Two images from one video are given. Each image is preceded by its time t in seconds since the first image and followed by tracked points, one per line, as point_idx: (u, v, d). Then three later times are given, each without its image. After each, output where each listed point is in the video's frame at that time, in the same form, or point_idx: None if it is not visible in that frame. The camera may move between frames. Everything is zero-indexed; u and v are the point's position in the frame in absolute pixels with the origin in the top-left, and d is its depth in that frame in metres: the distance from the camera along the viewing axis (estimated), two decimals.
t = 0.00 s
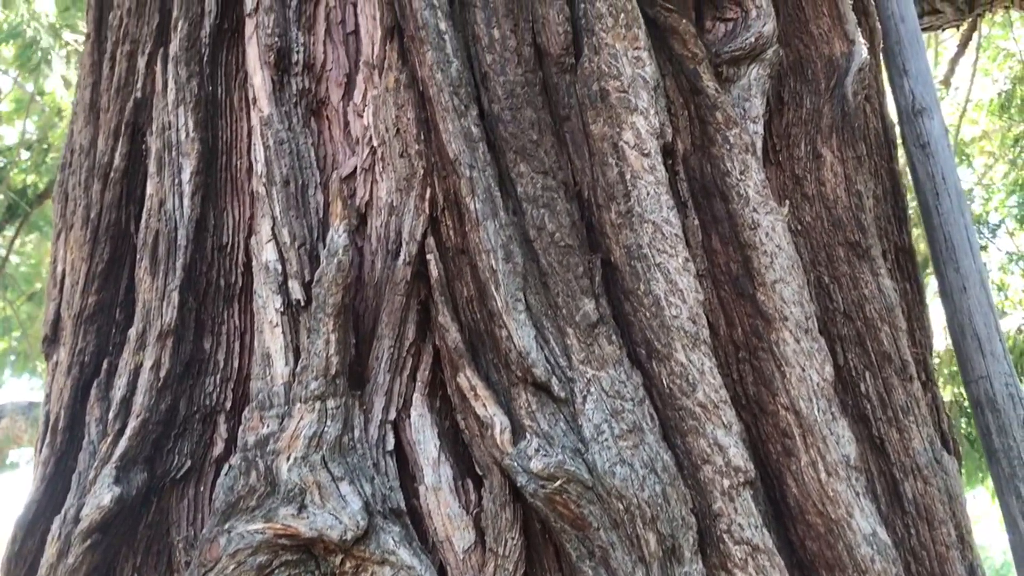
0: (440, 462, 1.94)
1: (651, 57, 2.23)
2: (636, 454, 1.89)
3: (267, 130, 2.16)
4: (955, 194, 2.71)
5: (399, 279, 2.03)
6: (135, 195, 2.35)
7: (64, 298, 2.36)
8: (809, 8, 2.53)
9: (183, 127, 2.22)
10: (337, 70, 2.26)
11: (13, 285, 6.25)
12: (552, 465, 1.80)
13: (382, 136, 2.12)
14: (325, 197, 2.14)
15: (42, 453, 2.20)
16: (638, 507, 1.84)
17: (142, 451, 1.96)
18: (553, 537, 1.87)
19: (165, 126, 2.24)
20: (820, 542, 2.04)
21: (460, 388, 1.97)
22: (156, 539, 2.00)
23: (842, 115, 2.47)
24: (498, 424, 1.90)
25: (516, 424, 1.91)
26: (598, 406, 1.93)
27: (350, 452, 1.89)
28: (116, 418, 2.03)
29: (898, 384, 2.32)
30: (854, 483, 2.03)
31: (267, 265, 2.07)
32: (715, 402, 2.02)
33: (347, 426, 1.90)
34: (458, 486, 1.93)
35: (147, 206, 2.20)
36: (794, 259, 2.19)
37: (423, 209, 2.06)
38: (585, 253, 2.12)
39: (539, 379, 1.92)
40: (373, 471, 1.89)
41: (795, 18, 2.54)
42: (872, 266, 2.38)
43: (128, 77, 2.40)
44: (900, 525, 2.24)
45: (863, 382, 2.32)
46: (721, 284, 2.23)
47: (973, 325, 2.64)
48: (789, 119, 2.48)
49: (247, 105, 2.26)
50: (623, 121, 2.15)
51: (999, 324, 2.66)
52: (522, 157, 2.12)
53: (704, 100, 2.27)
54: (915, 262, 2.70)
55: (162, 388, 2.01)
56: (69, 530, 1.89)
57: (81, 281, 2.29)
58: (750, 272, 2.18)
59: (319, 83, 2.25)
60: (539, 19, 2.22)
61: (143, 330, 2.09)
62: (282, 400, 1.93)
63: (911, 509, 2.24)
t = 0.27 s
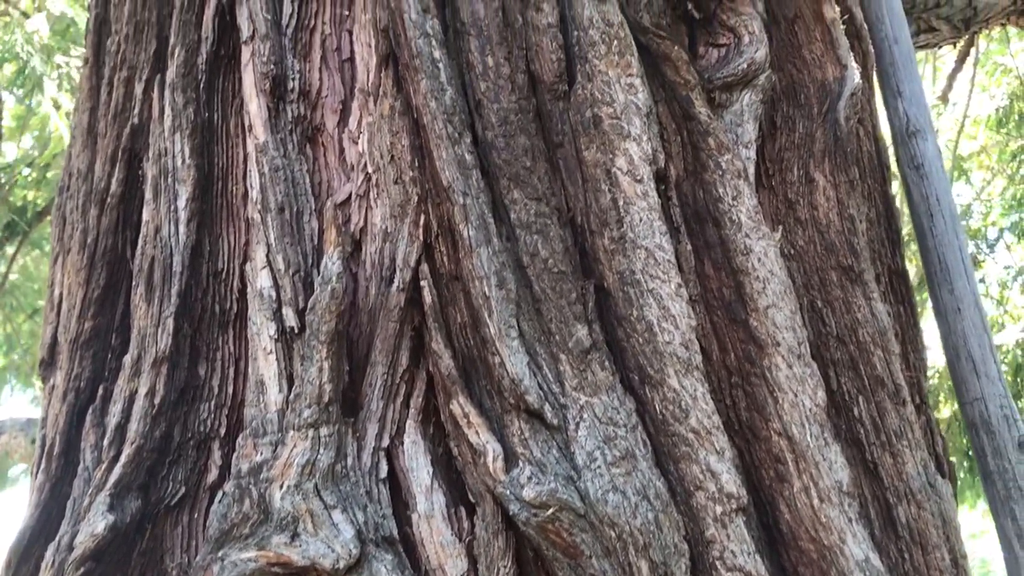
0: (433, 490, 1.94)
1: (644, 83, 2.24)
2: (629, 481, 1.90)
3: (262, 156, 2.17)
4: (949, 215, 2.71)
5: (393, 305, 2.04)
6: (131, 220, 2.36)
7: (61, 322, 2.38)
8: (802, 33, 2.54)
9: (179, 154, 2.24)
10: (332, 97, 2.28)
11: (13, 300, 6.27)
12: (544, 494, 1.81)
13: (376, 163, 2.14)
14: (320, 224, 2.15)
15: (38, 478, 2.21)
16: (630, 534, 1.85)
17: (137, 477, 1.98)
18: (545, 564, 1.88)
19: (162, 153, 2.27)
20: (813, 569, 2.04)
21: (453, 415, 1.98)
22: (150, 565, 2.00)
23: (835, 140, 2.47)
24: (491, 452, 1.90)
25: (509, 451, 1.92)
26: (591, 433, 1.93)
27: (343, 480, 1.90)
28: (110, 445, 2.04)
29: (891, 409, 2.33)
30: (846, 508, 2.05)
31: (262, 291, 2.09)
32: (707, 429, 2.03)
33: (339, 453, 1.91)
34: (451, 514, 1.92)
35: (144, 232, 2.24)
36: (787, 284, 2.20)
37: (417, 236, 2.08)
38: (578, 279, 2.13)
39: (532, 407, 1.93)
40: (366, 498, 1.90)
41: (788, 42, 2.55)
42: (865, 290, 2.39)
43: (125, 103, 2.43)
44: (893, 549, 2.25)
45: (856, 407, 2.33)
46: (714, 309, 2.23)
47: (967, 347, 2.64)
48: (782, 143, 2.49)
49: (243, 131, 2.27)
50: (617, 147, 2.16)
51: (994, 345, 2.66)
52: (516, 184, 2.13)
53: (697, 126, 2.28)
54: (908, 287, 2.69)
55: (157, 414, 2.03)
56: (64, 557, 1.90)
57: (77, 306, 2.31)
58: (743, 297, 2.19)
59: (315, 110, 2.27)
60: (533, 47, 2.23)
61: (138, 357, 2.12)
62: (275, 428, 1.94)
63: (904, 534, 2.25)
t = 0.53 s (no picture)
0: (423, 523, 1.94)
1: (635, 116, 2.26)
2: (618, 513, 1.91)
3: (256, 189, 2.20)
4: (940, 244, 2.73)
5: (384, 337, 2.06)
6: (127, 250, 2.38)
7: (56, 349, 2.39)
8: (792, 65, 2.56)
9: (175, 185, 2.26)
10: (327, 129, 2.29)
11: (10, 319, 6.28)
12: (533, 527, 1.82)
13: (370, 194, 2.16)
14: (313, 255, 2.17)
15: (30, 507, 2.21)
16: (620, 567, 1.86)
17: (129, 508, 1.99)
18: None
19: (157, 184, 2.30)
20: None
21: (444, 447, 1.99)
22: None
23: (824, 171, 2.50)
24: (482, 484, 1.91)
25: (499, 484, 1.93)
26: (581, 465, 1.95)
27: (334, 512, 1.91)
28: (103, 476, 2.06)
29: (881, 439, 2.35)
30: (836, 541, 2.06)
31: (254, 322, 2.11)
32: (697, 460, 2.04)
33: (330, 486, 1.93)
34: (441, 547, 1.93)
35: (138, 262, 2.27)
36: (776, 315, 2.22)
37: (409, 267, 2.09)
38: (569, 311, 2.14)
39: (523, 440, 1.95)
40: (357, 531, 1.91)
41: (778, 75, 2.57)
42: (854, 321, 2.41)
43: (122, 133, 2.45)
44: None
45: (846, 437, 2.34)
46: (704, 340, 2.24)
47: (959, 375, 2.65)
48: (771, 175, 2.50)
49: (237, 162, 2.29)
50: (607, 180, 2.18)
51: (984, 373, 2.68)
52: (508, 217, 2.15)
53: (687, 158, 2.30)
54: (899, 315, 2.71)
55: (150, 445, 2.05)
56: None
57: (72, 336, 2.32)
58: (733, 329, 2.21)
59: (309, 142, 2.29)
60: (525, 81, 2.26)
61: (131, 388, 2.13)
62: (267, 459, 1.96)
63: (894, 565, 2.25)
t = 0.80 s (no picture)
0: (418, 560, 1.97)
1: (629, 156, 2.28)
2: (612, 551, 1.95)
3: (255, 228, 2.24)
4: (931, 278, 2.74)
5: (380, 374, 2.08)
6: (126, 286, 2.41)
7: (55, 383, 2.41)
8: (784, 105, 2.56)
9: (174, 223, 2.30)
10: (325, 168, 2.32)
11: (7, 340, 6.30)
12: (527, 565, 1.86)
13: (367, 233, 2.20)
14: (310, 293, 2.20)
15: (28, 543, 2.24)
16: None
17: (126, 545, 2.03)
18: None
19: (156, 222, 2.33)
20: None
21: (439, 485, 2.02)
22: None
23: (816, 211, 2.51)
24: (476, 523, 1.95)
25: (494, 522, 1.97)
26: (575, 503, 1.98)
27: (330, 550, 1.94)
28: (100, 513, 2.10)
29: (872, 475, 2.37)
30: None
31: (252, 360, 2.14)
32: (689, 498, 2.06)
33: (326, 524, 1.96)
34: None
35: (137, 298, 2.30)
36: (768, 353, 2.25)
37: (406, 305, 2.12)
38: (564, 349, 2.15)
39: (518, 478, 1.98)
40: (353, 569, 1.94)
41: (769, 114, 2.57)
42: (845, 358, 2.44)
43: (122, 170, 2.48)
44: None
45: (838, 473, 2.37)
46: (697, 377, 2.27)
47: (950, 409, 2.67)
48: (763, 213, 2.54)
49: (237, 200, 2.33)
50: (601, 219, 2.21)
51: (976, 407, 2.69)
52: (503, 255, 2.18)
53: (680, 198, 2.33)
54: (889, 349, 2.74)
55: (147, 483, 2.10)
56: None
57: (71, 371, 2.34)
58: (725, 367, 2.23)
59: (307, 180, 2.32)
60: (521, 121, 2.29)
61: (130, 425, 2.17)
62: (263, 497, 1.99)
63: None
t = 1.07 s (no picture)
0: None
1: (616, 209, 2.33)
2: None
3: (250, 281, 2.29)
4: (917, 322, 2.78)
5: (371, 427, 2.13)
6: (123, 337, 2.45)
7: (50, 431, 2.45)
8: (768, 156, 2.59)
9: (171, 276, 2.36)
10: (319, 221, 2.38)
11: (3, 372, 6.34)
12: None
13: (359, 286, 2.24)
14: (303, 345, 2.25)
15: None
16: None
17: None
18: None
19: (153, 274, 2.39)
20: None
21: (427, 537, 2.05)
22: None
23: (799, 260, 2.55)
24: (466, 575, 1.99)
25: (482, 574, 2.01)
26: (563, 555, 2.03)
27: None
28: (96, 562, 2.20)
29: (856, 523, 2.43)
30: None
31: (246, 413, 2.21)
32: (675, 549, 2.11)
33: None
34: None
35: (134, 350, 2.36)
36: (752, 404, 2.30)
37: (396, 358, 2.16)
38: (552, 401, 2.19)
39: (506, 531, 2.02)
40: None
41: (753, 166, 2.59)
42: (830, 407, 2.48)
43: (118, 221, 2.52)
44: None
45: (822, 521, 2.41)
46: (683, 428, 2.30)
47: (935, 453, 2.70)
48: (748, 262, 2.55)
49: (231, 253, 2.38)
50: (589, 271, 2.26)
51: (961, 450, 2.73)
52: (492, 307, 2.21)
53: (665, 249, 2.36)
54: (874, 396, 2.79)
55: (141, 534, 2.18)
56: None
57: (67, 421, 2.39)
58: (710, 417, 2.28)
59: (301, 234, 2.38)
60: (510, 175, 2.34)
61: (125, 475, 2.26)
62: (255, 548, 2.08)
63: None
